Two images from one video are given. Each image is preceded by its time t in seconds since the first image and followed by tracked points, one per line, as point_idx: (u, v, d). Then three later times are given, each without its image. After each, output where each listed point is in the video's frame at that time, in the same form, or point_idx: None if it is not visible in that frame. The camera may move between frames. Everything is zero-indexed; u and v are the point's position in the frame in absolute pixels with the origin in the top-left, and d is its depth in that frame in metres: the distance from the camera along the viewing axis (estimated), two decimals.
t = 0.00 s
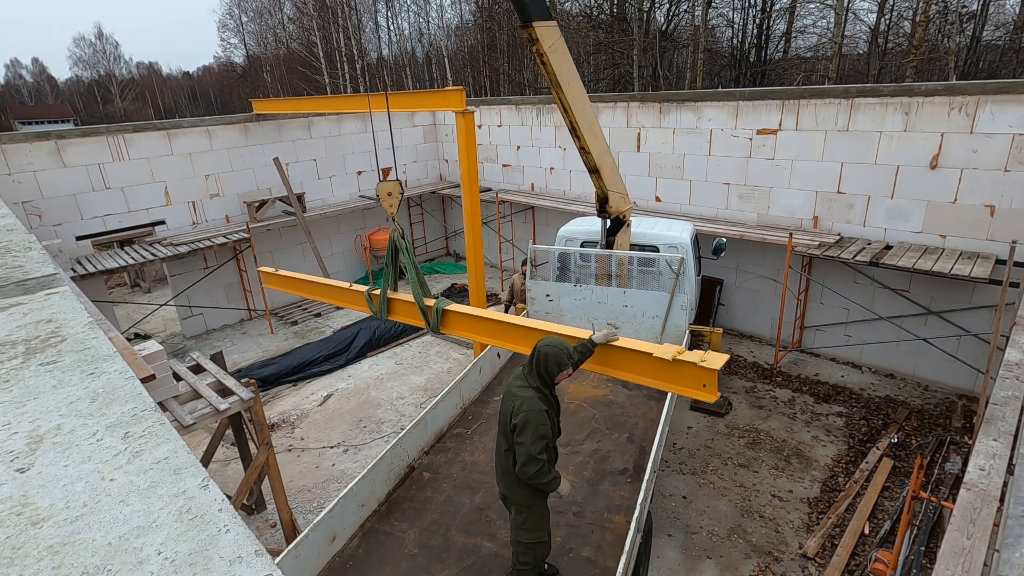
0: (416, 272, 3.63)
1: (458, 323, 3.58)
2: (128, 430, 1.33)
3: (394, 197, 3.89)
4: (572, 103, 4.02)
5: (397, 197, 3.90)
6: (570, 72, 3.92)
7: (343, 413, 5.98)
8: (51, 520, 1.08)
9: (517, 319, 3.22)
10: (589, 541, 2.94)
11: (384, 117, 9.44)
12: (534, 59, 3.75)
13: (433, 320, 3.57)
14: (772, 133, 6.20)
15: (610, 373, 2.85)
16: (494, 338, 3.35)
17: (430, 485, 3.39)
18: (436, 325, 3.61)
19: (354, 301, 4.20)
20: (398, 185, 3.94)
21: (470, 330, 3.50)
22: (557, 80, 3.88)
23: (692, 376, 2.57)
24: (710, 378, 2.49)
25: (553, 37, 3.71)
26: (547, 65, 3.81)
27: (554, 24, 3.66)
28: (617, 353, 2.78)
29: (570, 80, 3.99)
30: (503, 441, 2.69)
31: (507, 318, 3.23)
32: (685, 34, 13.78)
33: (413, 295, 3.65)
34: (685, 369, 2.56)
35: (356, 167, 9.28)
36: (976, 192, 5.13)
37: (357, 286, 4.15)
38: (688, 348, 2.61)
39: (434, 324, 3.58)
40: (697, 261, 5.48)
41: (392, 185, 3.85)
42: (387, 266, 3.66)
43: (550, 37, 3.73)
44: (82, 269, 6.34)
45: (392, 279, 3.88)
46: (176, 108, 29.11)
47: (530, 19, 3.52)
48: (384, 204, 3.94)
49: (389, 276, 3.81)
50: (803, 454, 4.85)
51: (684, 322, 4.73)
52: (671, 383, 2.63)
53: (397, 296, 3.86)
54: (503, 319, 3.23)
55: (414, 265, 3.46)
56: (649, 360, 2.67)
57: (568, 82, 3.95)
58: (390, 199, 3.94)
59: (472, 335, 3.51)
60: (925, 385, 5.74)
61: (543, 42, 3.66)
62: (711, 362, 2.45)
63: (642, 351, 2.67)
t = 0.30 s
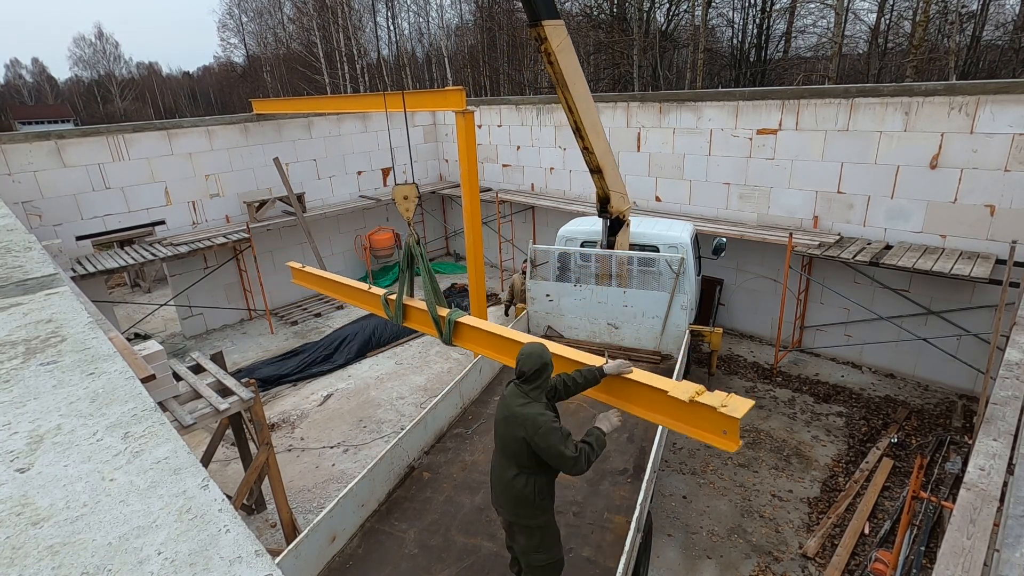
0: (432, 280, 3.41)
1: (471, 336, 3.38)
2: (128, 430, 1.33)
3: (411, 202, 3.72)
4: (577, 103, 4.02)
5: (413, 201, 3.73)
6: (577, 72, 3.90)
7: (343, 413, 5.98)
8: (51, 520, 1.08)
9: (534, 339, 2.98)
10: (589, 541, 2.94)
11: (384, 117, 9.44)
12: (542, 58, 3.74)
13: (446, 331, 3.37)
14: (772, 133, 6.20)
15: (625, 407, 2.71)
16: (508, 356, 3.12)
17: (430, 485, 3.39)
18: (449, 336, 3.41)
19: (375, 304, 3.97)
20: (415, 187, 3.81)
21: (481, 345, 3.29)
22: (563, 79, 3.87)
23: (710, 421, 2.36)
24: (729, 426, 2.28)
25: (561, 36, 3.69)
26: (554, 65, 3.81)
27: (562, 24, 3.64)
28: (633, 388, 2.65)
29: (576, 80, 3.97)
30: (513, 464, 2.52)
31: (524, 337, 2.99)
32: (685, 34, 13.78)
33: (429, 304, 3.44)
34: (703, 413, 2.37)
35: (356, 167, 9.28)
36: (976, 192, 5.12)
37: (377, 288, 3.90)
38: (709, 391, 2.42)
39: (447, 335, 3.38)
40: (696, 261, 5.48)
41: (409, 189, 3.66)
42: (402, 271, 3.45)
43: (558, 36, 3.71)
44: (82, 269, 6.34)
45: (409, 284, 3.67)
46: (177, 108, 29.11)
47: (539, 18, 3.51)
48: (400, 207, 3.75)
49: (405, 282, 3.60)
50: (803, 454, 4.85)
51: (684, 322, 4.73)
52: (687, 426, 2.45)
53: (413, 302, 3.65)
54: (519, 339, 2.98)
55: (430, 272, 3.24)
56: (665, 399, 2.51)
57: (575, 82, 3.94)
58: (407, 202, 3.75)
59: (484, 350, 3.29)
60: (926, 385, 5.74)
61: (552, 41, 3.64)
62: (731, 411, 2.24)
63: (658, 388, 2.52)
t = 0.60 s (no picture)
0: (448, 285, 3.19)
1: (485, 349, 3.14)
2: (128, 431, 1.33)
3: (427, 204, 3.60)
4: (582, 104, 4.01)
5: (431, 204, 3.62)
6: (583, 72, 3.89)
7: (343, 413, 5.98)
8: (51, 520, 1.08)
9: (553, 356, 2.73)
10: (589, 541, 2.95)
11: (384, 117, 9.44)
12: (549, 57, 3.73)
13: (461, 341, 3.14)
14: (772, 133, 6.20)
15: (639, 432, 2.43)
16: (525, 373, 2.88)
17: (430, 485, 3.39)
18: (463, 347, 3.17)
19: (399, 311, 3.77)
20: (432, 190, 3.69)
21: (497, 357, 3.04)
22: (570, 79, 3.86)
23: (731, 452, 2.05)
24: (753, 459, 1.97)
25: (568, 36, 3.68)
26: (560, 64, 3.80)
27: (570, 23, 3.62)
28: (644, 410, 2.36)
29: (582, 81, 3.96)
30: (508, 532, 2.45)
31: (543, 353, 2.75)
32: (685, 34, 13.77)
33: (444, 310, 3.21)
34: (721, 443, 2.06)
35: (356, 167, 9.28)
36: (976, 192, 5.12)
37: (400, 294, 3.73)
38: (730, 416, 2.10)
39: (461, 346, 3.15)
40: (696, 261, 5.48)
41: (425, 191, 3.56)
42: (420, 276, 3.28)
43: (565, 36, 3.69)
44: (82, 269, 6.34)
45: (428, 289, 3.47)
46: (177, 108, 29.09)
47: (548, 16, 3.49)
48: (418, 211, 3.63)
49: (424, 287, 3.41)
50: (803, 454, 4.85)
51: (684, 322, 4.72)
52: (705, 456, 2.14)
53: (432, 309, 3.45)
54: (537, 355, 2.75)
55: (444, 276, 3.02)
56: (681, 425, 2.21)
57: (580, 82, 3.93)
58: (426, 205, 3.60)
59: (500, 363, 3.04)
60: (926, 385, 5.74)
61: (559, 41, 3.63)
62: (753, 444, 1.93)
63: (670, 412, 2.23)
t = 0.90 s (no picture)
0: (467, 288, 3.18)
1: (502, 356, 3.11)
2: (128, 431, 1.33)
3: (444, 207, 3.60)
4: (585, 104, 4.01)
5: (448, 207, 3.62)
6: (586, 72, 3.90)
7: (343, 413, 5.98)
8: (50, 520, 1.08)
9: (575, 369, 2.68)
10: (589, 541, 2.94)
11: (384, 118, 9.44)
12: (553, 57, 3.74)
13: (478, 346, 3.12)
14: (772, 133, 6.20)
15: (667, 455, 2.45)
16: (546, 385, 2.84)
17: (430, 485, 3.39)
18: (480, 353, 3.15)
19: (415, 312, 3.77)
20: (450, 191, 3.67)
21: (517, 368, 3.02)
22: (574, 79, 3.86)
23: (764, 484, 2.07)
24: (788, 493, 1.99)
25: (572, 36, 3.68)
26: (564, 64, 3.80)
27: (574, 23, 3.62)
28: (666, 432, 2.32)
29: (585, 81, 3.97)
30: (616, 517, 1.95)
31: (565, 366, 2.71)
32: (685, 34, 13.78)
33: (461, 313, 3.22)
34: (755, 476, 2.09)
35: (356, 167, 9.28)
36: (976, 192, 5.13)
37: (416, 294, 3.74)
38: (764, 448, 2.13)
39: (479, 351, 3.13)
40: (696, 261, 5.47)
41: (443, 193, 3.57)
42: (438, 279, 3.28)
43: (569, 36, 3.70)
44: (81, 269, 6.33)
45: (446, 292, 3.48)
46: (177, 108, 29.09)
47: (553, 16, 3.49)
48: (435, 213, 3.63)
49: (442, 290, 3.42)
50: (803, 454, 4.85)
51: (684, 322, 4.71)
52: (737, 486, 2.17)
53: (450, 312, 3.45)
54: (558, 368, 2.71)
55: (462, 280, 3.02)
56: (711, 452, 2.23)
57: (584, 82, 3.94)
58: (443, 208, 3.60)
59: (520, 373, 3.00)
60: (925, 385, 5.74)
61: (563, 41, 3.63)
62: (790, 481, 1.96)
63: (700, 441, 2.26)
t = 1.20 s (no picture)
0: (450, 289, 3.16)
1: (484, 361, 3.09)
2: (128, 431, 1.33)
3: (432, 208, 3.60)
4: (585, 104, 4.01)
5: (435, 208, 3.61)
6: (585, 72, 3.89)
7: (343, 413, 5.98)
8: (51, 520, 1.08)
9: (556, 381, 2.66)
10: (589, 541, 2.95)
11: (384, 118, 9.45)
12: (552, 57, 3.74)
13: (460, 349, 3.12)
14: (772, 133, 6.20)
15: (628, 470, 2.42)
16: (524, 392, 2.82)
17: (430, 485, 3.39)
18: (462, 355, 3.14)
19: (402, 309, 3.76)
20: (437, 195, 3.66)
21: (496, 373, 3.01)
22: (573, 80, 3.86)
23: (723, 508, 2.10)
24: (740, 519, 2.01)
25: (571, 36, 3.68)
26: (563, 65, 3.80)
27: (573, 23, 3.62)
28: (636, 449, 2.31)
29: (584, 81, 3.97)
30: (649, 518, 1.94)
31: (545, 375, 2.68)
32: (685, 34, 13.79)
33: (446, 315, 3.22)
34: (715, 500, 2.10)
35: (356, 167, 9.28)
36: (976, 192, 5.13)
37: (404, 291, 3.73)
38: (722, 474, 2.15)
39: (461, 354, 3.14)
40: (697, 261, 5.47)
41: (431, 195, 3.56)
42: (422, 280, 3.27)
43: (568, 37, 3.70)
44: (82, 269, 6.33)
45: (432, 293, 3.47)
46: (176, 108, 29.08)
47: (552, 16, 3.49)
48: (423, 214, 3.62)
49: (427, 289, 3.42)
50: (803, 454, 4.85)
51: (684, 322, 4.71)
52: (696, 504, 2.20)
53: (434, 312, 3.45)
54: (538, 376, 2.69)
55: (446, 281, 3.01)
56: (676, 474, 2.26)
57: (583, 82, 3.94)
58: (430, 209, 3.60)
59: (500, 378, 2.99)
60: (926, 385, 5.74)
61: (562, 41, 3.63)
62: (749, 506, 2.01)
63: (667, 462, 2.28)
